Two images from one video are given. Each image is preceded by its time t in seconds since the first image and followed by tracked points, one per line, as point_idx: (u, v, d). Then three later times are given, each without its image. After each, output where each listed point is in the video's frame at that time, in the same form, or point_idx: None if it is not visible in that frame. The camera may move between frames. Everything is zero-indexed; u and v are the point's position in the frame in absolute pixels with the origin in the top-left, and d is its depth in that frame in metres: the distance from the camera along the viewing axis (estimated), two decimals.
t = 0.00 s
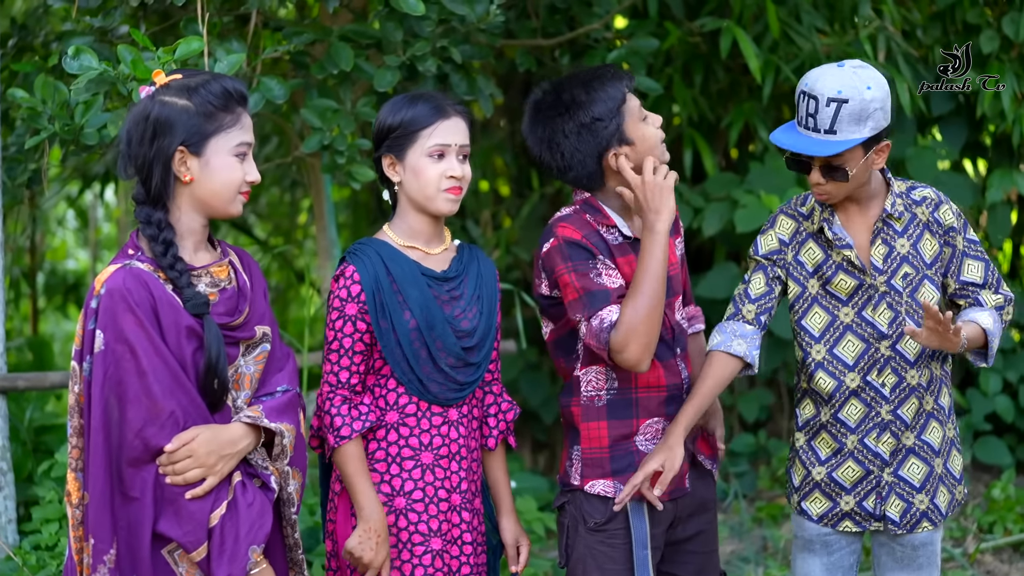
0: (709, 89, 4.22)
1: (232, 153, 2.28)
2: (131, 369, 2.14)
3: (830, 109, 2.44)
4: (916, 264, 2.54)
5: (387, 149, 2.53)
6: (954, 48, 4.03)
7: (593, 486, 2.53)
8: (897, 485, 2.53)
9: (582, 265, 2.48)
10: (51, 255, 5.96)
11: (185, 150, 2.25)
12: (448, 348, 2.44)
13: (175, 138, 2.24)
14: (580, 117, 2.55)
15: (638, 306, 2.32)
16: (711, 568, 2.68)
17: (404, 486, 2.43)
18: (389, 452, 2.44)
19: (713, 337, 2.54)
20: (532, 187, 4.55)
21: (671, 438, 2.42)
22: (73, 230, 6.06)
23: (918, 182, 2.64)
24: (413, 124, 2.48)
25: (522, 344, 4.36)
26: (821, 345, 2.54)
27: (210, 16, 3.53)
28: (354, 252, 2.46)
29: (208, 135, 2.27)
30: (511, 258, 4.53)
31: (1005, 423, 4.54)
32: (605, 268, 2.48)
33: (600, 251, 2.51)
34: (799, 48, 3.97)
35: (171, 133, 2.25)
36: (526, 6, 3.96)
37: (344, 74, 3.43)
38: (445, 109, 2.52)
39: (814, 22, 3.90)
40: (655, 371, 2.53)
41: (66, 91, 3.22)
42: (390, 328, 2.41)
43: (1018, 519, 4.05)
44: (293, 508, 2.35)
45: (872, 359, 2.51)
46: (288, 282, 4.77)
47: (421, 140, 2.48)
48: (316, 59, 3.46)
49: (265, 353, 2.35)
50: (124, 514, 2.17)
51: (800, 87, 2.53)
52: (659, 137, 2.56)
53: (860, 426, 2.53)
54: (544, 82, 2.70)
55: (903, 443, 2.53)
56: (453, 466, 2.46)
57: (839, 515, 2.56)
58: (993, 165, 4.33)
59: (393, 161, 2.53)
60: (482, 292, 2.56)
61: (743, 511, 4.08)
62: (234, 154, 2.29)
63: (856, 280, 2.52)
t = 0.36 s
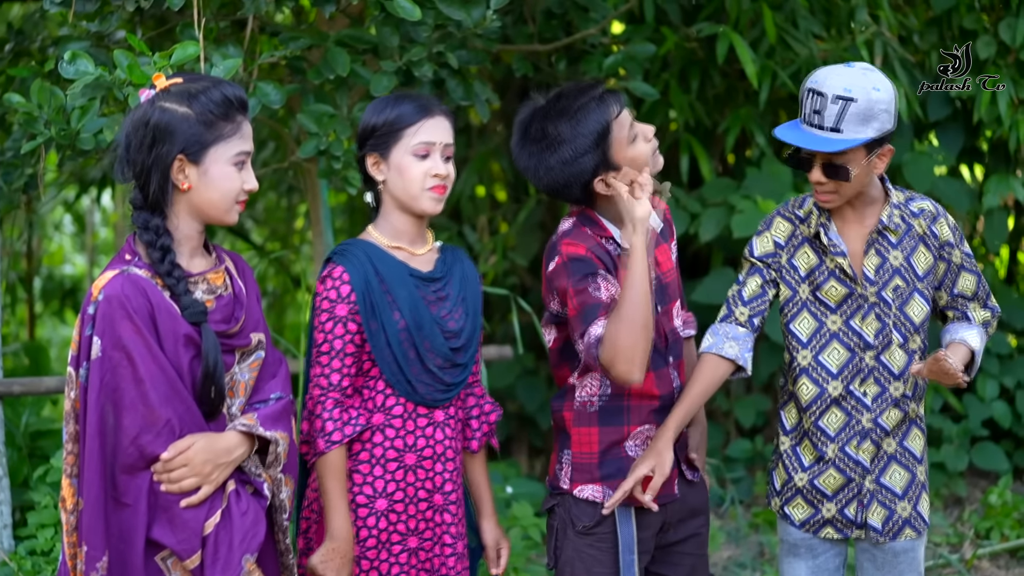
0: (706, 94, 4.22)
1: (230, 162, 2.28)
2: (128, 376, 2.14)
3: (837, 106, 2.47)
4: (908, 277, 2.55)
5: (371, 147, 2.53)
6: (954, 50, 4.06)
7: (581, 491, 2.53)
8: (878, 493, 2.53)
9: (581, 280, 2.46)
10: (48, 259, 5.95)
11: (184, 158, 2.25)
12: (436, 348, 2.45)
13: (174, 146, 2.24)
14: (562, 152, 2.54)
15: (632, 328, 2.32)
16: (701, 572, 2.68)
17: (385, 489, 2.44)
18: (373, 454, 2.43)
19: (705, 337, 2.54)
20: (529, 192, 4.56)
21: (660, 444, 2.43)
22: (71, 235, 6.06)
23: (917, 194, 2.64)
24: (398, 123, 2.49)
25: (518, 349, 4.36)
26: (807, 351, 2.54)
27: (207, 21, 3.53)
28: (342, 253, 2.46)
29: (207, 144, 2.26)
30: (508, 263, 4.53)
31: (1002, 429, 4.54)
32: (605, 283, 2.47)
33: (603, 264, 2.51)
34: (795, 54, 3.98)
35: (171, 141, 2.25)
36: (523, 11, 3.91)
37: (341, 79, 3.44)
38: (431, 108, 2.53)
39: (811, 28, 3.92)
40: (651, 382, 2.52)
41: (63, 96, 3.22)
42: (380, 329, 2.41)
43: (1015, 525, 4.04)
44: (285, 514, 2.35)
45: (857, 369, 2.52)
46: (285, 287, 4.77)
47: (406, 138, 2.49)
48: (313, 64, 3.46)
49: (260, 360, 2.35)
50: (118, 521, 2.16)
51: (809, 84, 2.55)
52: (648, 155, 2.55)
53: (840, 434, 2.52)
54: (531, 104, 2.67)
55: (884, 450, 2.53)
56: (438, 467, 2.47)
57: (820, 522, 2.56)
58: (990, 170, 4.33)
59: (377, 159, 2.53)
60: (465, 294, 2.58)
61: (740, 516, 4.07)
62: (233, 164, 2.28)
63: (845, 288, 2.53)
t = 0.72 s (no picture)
0: (705, 97, 4.22)
1: (227, 165, 2.28)
2: (128, 379, 2.13)
3: (846, 90, 2.48)
4: (931, 286, 2.53)
5: (354, 149, 2.51)
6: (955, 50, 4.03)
7: (597, 496, 2.52)
8: (889, 501, 2.52)
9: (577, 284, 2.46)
10: (47, 263, 5.94)
11: (181, 161, 2.25)
12: (418, 349, 2.46)
13: (171, 149, 2.23)
14: (560, 157, 2.54)
15: (627, 335, 2.30)
16: None
17: (372, 490, 2.44)
18: (358, 457, 2.44)
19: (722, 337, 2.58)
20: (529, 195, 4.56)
21: (694, 426, 2.45)
22: (70, 238, 6.05)
23: (951, 201, 2.59)
24: (385, 130, 2.48)
25: (517, 352, 4.35)
26: (822, 350, 2.56)
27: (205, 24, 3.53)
28: (320, 256, 2.46)
29: (204, 147, 2.26)
30: (508, 266, 4.53)
31: (1002, 431, 4.53)
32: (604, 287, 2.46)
33: (601, 267, 2.50)
34: (795, 56, 3.98)
35: (168, 144, 2.24)
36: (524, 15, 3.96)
37: (340, 82, 3.45)
38: (415, 117, 2.53)
39: (810, 30, 3.92)
40: (661, 383, 2.51)
41: (61, 99, 3.21)
42: (361, 330, 2.41)
43: (1015, 527, 4.04)
44: (284, 517, 2.34)
45: (872, 375, 2.51)
46: (284, 290, 4.76)
47: (392, 148, 2.48)
48: (311, 66, 3.46)
49: (259, 363, 2.34)
50: (118, 525, 2.15)
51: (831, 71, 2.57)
52: (646, 157, 2.55)
53: (851, 440, 2.52)
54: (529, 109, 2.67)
55: (898, 459, 2.52)
56: (424, 468, 2.48)
57: (831, 527, 2.56)
58: (990, 173, 4.33)
59: (359, 163, 2.52)
60: (444, 294, 2.59)
61: (739, 519, 4.07)
62: (230, 166, 2.29)
63: (867, 290, 2.53)
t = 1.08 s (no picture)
0: (703, 99, 4.22)
1: (224, 166, 2.27)
2: (127, 381, 2.12)
3: (849, 98, 2.49)
4: (947, 300, 2.51)
5: (341, 154, 2.50)
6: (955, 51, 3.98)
7: (586, 498, 2.52)
8: (897, 512, 2.52)
9: (560, 284, 2.51)
10: (43, 265, 5.93)
11: (178, 162, 2.24)
12: (399, 360, 2.46)
13: (168, 150, 2.23)
14: (552, 159, 2.55)
15: (584, 330, 2.32)
16: None
17: (354, 500, 2.44)
18: (337, 466, 2.45)
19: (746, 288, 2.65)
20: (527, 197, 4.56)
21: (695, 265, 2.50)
22: (67, 240, 6.04)
23: (980, 214, 2.53)
24: (369, 134, 2.48)
25: (516, 354, 4.35)
26: (842, 347, 2.56)
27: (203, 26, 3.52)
28: (302, 265, 2.46)
29: (201, 148, 2.25)
30: (506, 268, 4.52)
31: (1000, 434, 4.53)
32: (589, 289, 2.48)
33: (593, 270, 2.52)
34: (793, 58, 3.97)
35: (164, 145, 2.24)
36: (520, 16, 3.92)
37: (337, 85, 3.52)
38: (398, 121, 2.53)
39: (808, 33, 3.92)
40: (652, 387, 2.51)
41: (58, 102, 3.21)
42: (343, 342, 2.41)
43: (1013, 530, 4.04)
44: (283, 522, 2.32)
45: (881, 380, 2.52)
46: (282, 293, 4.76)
47: (380, 151, 2.49)
48: (309, 69, 3.45)
49: (259, 365, 2.31)
50: (118, 527, 2.15)
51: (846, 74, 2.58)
52: (643, 156, 2.51)
53: (864, 444, 2.52)
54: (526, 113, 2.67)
55: (910, 470, 2.51)
56: (403, 478, 2.49)
57: (831, 527, 2.57)
58: (988, 175, 4.33)
59: (345, 167, 2.50)
60: (424, 301, 2.59)
61: (738, 522, 4.06)
62: (227, 167, 2.28)
63: (880, 296, 2.54)
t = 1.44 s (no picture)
0: (703, 102, 4.23)
1: (226, 161, 2.28)
2: (132, 382, 2.13)
3: (815, 98, 2.51)
4: (932, 295, 2.53)
5: (340, 161, 2.50)
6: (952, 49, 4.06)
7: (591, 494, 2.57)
8: (887, 519, 2.51)
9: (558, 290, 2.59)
10: (44, 267, 5.93)
11: (179, 161, 2.24)
12: (391, 365, 2.47)
13: (168, 149, 2.23)
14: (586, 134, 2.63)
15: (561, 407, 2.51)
16: None
17: (348, 506, 2.45)
18: (332, 472, 2.45)
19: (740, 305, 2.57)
20: (527, 200, 4.56)
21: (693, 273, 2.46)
22: (68, 242, 6.05)
23: (960, 206, 2.59)
24: (369, 142, 2.49)
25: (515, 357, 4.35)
26: (826, 353, 2.56)
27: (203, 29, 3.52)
28: (293, 271, 2.47)
29: (201, 145, 2.26)
30: (505, 271, 4.53)
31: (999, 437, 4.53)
32: (576, 304, 2.55)
33: (587, 279, 2.55)
34: (792, 61, 3.98)
35: (163, 145, 2.24)
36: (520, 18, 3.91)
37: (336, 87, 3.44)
38: (394, 126, 2.54)
39: (807, 36, 3.94)
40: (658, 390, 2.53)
41: (58, 104, 3.21)
42: (333, 348, 2.42)
43: (1012, 533, 4.03)
44: (283, 526, 2.33)
45: (869, 384, 2.52)
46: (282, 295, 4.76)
47: (381, 158, 2.50)
48: (309, 72, 3.46)
49: (261, 370, 2.31)
50: (121, 528, 2.15)
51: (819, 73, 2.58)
52: (642, 178, 2.51)
53: (852, 449, 2.52)
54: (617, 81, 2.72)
55: (899, 477, 2.51)
56: (398, 483, 2.49)
57: (823, 540, 2.55)
58: (987, 178, 4.33)
59: (344, 175, 2.50)
60: (416, 304, 2.59)
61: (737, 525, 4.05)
62: (228, 162, 2.28)
63: (864, 296, 2.54)
